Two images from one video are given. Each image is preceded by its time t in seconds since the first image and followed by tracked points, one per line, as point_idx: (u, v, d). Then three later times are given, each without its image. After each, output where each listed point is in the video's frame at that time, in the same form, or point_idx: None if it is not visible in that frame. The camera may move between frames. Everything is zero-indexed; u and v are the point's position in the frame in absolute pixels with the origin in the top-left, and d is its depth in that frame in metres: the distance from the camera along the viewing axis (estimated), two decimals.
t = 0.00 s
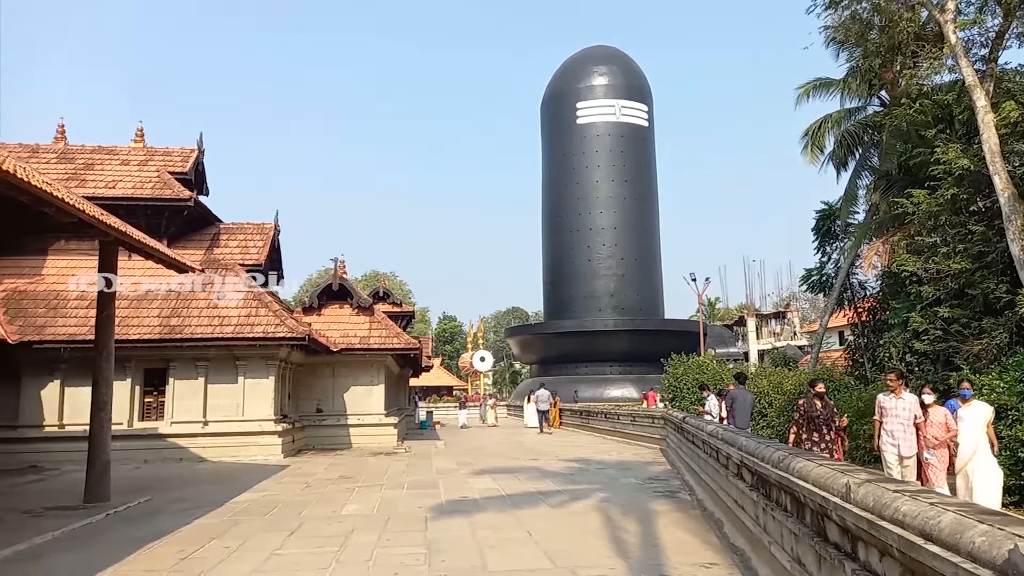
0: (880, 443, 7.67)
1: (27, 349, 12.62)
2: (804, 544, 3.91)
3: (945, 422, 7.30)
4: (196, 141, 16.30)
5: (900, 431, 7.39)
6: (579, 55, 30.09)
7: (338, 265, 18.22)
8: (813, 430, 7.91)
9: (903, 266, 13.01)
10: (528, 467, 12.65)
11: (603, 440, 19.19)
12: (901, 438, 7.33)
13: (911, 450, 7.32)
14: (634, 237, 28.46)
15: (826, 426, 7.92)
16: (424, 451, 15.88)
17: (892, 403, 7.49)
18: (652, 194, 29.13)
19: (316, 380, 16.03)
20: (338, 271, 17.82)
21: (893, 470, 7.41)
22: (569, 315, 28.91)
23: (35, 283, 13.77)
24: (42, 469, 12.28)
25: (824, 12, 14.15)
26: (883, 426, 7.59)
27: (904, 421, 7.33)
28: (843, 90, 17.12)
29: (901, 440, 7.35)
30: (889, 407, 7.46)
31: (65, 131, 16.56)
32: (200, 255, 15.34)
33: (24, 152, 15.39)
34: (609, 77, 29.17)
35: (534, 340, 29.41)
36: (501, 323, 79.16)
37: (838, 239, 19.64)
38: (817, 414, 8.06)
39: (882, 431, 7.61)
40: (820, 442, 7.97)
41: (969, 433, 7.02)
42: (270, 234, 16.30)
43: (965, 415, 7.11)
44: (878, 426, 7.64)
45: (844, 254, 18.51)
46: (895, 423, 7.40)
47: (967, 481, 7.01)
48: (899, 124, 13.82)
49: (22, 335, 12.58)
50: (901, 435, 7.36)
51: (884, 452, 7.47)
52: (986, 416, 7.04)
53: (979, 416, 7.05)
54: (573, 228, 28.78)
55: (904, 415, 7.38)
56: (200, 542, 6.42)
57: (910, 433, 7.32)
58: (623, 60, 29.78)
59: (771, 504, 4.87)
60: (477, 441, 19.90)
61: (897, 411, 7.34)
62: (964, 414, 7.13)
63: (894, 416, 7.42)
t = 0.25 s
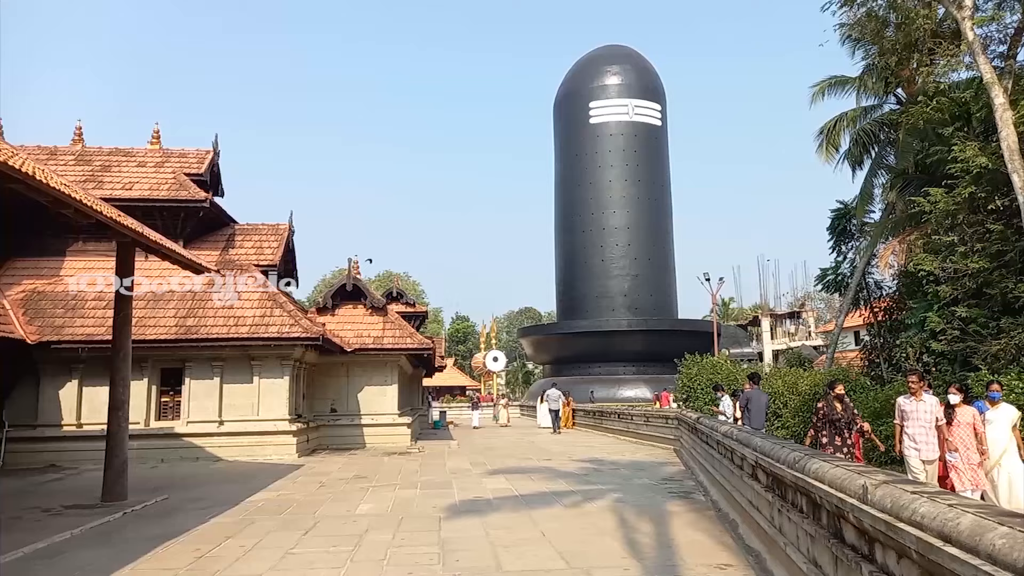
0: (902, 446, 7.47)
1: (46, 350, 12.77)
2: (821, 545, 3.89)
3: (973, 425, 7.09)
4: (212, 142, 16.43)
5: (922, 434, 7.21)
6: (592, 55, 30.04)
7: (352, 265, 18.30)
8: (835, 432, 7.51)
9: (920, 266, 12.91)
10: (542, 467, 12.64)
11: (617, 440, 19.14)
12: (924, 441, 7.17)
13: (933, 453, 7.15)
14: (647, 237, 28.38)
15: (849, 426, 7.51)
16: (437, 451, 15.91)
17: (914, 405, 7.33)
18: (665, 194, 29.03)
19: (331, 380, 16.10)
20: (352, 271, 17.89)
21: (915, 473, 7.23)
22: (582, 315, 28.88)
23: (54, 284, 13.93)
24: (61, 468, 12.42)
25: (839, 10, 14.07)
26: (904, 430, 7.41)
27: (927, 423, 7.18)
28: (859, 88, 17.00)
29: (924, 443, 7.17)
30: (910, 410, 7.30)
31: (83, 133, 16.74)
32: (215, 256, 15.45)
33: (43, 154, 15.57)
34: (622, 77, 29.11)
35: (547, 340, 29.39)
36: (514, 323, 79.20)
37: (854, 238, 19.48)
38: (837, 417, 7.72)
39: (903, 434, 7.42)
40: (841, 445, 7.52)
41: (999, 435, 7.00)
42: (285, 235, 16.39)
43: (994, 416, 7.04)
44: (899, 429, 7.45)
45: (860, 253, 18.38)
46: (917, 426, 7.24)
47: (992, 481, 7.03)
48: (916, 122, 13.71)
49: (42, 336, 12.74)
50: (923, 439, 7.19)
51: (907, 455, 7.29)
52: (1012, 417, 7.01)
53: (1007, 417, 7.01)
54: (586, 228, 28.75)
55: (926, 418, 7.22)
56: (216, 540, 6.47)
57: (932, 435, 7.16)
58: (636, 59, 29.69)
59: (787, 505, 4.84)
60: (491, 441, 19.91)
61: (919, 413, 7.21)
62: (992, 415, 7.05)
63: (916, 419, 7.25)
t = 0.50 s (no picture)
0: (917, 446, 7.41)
1: (58, 349, 12.86)
2: (832, 543, 3.87)
3: (994, 423, 6.92)
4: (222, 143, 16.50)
5: (939, 434, 7.12)
6: (600, 53, 29.98)
7: (361, 265, 18.34)
8: (850, 429, 7.32)
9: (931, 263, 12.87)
10: (551, 466, 12.64)
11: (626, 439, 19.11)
12: (940, 441, 7.09)
13: (951, 452, 7.08)
14: (656, 235, 28.30)
15: (863, 425, 7.34)
16: (446, 449, 15.93)
17: (929, 404, 7.25)
18: (674, 192, 28.97)
19: (340, 379, 16.15)
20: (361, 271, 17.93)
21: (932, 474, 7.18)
22: (591, 314, 28.85)
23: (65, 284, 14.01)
24: (74, 466, 12.51)
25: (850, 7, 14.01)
26: (920, 429, 7.33)
27: (943, 422, 7.10)
28: (869, 85, 16.90)
29: (942, 443, 7.09)
30: (926, 409, 7.22)
31: (94, 134, 16.84)
32: (225, 256, 15.52)
33: (54, 155, 15.68)
34: (630, 75, 29.03)
35: (556, 339, 29.38)
36: (523, 323, 79.23)
37: (864, 236, 19.38)
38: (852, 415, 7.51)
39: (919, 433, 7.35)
40: (857, 445, 7.33)
41: None
42: (294, 234, 16.44)
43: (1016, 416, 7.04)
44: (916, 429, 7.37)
45: (870, 250, 18.29)
46: (934, 426, 7.15)
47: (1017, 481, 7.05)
48: (927, 119, 13.60)
49: (54, 335, 12.83)
50: (940, 438, 7.11)
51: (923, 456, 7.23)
52: None
53: None
54: (594, 227, 28.71)
55: (942, 416, 7.13)
56: (228, 538, 6.50)
57: (948, 435, 7.08)
58: (644, 57, 29.60)
59: (798, 504, 4.82)
60: (500, 440, 19.91)
61: (936, 412, 7.13)
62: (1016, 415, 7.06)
63: (933, 418, 7.16)
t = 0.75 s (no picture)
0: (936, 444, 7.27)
1: (76, 348, 12.99)
2: (849, 543, 3.84)
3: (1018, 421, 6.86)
4: (236, 143, 16.60)
5: (962, 434, 7.01)
6: (613, 51, 29.91)
7: (375, 264, 18.39)
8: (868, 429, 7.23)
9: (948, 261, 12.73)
10: (564, 465, 12.63)
11: (640, 438, 19.06)
12: (964, 442, 6.98)
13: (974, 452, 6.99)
14: (669, 233, 28.21)
15: (882, 424, 7.24)
16: (460, 448, 15.96)
17: (950, 403, 7.11)
18: (687, 190, 28.85)
19: (354, 378, 16.21)
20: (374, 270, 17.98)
21: (950, 473, 7.12)
22: (604, 312, 28.80)
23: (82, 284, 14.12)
24: (92, 464, 12.63)
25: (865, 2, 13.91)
26: (940, 429, 7.19)
27: (968, 422, 6.99)
28: (885, 81, 16.77)
29: (965, 443, 6.99)
30: (949, 408, 7.09)
31: (110, 135, 16.98)
32: (240, 255, 15.61)
33: (71, 156, 15.83)
34: (643, 72, 28.94)
35: (568, 337, 29.34)
36: (535, 321, 79.21)
37: (880, 233, 19.21)
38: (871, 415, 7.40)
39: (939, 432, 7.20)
40: (875, 444, 7.23)
41: None
42: (308, 234, 16.51)
43: None
44: (935, 428, 7.22)
45: (887, 248, 18.13)
46: (958, 426, 7.02)
47: None
48: (945, 115, 13.46)
49: (72, 335, 12.96)
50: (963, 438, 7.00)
51: (945, 457, 7.10)
52: None
53: None
54: (607, 225, 28.65)
55: (966, 415, 7.03)
56: (244, 536, 6.54)
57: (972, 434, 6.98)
58: (656, 54, 29.49)
59: (814, 504, 4.79)
60: (514, 439, 19.90)
61: (960, 411, 7.00)
62: None
63: (956, 417, 7.04)
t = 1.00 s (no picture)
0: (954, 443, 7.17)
1: (92, 346, 13.11)
2: (863, 542, 3.82)
3: None
4: (249, 142, 16.70)
5: (982, 432, 6.95)
6: (624, 48, 29.82)
7: (386, 262, 18.44)
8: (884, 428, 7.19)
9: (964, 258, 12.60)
10: (576, 462, 12.63)
11: (651, 436, 19.02)
12: (985, 440, 6.93)
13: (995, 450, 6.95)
14: (681, 231, 28.11)
15: (899, 424, 7.18)
16: (471, 445, 15.98)
17: (969, 401, 7.04)
18: (699, 187, 28.74)
19: (366, 375, 16.27)
20: (386, 268, 18.02)
21: (967, 470, 7.07)
22: (616, 310, 28.75)
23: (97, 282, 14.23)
24: (107, 461, 12.75)
25: None
26: (958, 427, 7.10)
27: (988, 420, 6.94)
28: (900, 77, 16.63)
29: (986, 441, 6.94)
30: (969, 406, 7.01)
31: (125, 135, 17.11)
32: (253, 254, 15.70)
33: (87, 155, 15.97)
34: (655, 69, 28.83)
35: (580, 335, 29.31)
36: (546, 319, 79.17)
37: (894, 230, 19.06)
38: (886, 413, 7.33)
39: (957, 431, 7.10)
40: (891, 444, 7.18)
41: None
42: (320, 232, 16.56)
43: None
44: (953, 426, 7.12)
45: (901, 245, 17.99)
46: (979, 424, 6.96)
47: None
48: (960, 111, 13.32)
49: (88, 332, 13.08)
50: (984, 436, 6.94)
51: (965, 456, 7.02)
52: None
53: None
54: (618, 222, 28.59)
55: (985, 414, 6.98)
56: (258, 532, 6.58)
57: (993, 432, 6.94)
58: (668, 51, 29.36)
59: (827, 502, 4.76)
60: (525, 436, 19.91)
61: (981, 410, 6.95)
62: None
63: (976, 415, 6.98)
